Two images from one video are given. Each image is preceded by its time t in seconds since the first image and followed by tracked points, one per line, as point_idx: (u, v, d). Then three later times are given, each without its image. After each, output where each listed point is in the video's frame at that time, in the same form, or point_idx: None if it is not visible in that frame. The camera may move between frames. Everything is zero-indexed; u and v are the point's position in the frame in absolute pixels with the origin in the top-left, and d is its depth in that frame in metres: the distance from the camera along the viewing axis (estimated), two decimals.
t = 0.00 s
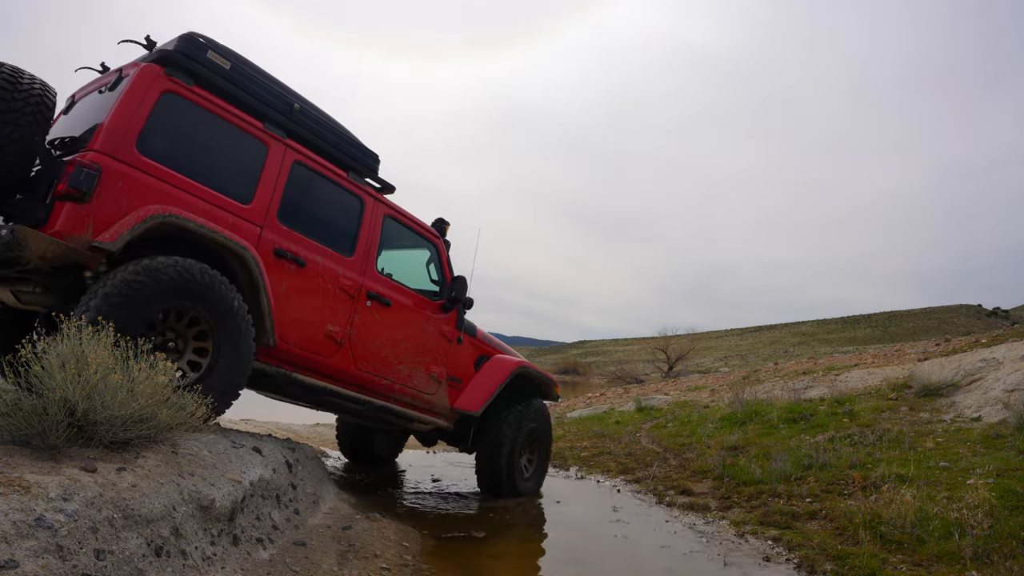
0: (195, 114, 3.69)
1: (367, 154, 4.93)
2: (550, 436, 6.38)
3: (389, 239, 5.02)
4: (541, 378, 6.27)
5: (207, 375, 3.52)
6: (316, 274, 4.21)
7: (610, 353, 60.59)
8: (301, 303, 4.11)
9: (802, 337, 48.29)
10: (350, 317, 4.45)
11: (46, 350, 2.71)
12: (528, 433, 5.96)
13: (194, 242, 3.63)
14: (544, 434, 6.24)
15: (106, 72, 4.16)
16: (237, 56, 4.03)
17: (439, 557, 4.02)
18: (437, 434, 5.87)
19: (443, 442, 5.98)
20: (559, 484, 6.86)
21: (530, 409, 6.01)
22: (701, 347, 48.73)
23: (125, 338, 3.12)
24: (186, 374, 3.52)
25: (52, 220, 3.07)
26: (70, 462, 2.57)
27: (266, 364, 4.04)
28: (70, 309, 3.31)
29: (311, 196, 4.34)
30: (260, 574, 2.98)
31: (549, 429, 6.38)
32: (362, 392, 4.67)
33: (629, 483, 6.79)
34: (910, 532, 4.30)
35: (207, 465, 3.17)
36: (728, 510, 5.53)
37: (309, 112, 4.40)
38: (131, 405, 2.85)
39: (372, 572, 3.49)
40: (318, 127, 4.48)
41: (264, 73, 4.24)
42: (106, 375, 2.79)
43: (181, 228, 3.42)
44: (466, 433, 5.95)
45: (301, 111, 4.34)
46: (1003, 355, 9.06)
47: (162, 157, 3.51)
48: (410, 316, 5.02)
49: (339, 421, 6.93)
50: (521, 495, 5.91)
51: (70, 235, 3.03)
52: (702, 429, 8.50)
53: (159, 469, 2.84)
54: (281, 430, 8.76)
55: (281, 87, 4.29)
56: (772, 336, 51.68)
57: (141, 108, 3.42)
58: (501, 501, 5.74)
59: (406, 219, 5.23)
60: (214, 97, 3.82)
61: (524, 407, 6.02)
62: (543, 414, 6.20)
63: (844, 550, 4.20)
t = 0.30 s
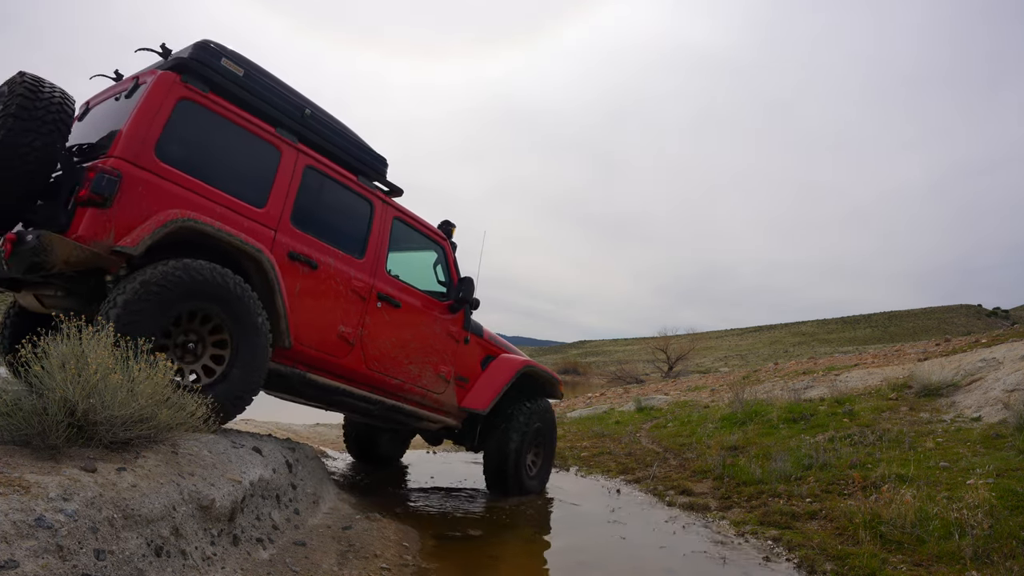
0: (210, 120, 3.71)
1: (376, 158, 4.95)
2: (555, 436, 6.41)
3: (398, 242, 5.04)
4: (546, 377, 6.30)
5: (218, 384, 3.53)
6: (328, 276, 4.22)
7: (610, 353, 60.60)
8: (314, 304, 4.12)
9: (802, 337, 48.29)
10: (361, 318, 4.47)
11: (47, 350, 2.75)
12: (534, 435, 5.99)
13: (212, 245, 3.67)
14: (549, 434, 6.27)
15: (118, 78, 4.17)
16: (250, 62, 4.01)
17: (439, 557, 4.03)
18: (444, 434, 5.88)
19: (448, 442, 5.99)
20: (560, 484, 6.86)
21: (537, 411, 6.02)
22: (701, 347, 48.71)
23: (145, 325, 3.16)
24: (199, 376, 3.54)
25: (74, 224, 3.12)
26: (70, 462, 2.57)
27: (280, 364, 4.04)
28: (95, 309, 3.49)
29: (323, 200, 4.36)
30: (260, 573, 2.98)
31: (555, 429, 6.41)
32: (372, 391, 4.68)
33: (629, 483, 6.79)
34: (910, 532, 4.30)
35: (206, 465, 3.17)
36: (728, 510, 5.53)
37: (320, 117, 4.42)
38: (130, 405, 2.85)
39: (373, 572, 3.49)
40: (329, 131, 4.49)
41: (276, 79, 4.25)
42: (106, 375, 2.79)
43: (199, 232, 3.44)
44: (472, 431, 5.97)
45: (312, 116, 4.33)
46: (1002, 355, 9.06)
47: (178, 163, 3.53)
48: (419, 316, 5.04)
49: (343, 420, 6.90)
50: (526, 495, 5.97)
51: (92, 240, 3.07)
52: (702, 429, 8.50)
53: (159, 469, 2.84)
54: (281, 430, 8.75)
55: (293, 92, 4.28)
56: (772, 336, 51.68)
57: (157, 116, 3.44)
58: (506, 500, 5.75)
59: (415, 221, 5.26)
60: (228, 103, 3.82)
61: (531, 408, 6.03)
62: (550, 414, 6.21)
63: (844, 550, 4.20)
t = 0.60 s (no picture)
0: (221, 124, 3.71)
1: (382, 161, 4.97)
2: (558, 434, 6.44)
3: (404, 244, 5.06)
4: (549, 376, 6.33)
5: (224, 388, 3.54)
6: (337, 276, 4.24)
7: (610, 353, 60.62)
8: (323, 304, 4.13)
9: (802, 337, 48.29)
10: (369, 318, 4.48)
11: (47, 349, 2.76)
12: (538, 433, 6.02)
13: (223, 246, 3.67)
14: (552, 432, 6.31)
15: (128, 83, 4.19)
16: (259, 67, 4.03)
17: (439, 557, 4.03)
18: (449, 433, 5.89)
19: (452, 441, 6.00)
20: (560, 484, 6.86)
21: (540, 409, 6.05)
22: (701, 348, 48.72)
23: (162, 320, 3.19)
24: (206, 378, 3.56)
25: (89, 227, 3.12)
26: (70, 462, 2.58)
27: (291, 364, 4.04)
28: (109, 310, 3.53)
29: (331, 202, 4.37)
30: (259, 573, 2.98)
31: (558, 427, 6.44)
32: (380, 390, 4.68)
33: (629, 483, 6.79)
34: (910, 532, 4.30)
35: (206, 465, 3.16)
36: (729, 510, 5.53)
37: (328, 120, 4.43)
38: (130, 405, 2.85)
39: (372, 572, 3.49)
40: (336, 134, 4.51)
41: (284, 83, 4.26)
42: (106, 375, 2.80)
43: (211, 234, 3.45)
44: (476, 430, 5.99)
45: (319, 120, 4.35)
46: (1002, 355, 9.06)
47: (190, 165, 3.53)
48: (425, 316, 5.06)
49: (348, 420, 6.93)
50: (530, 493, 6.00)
51: (108, 241, 3.08)
52: (702, 429, 8.50)
53: (159, 469, 2.84)
54: (281, 430, 8.75)
55: (301, 96, 4.29)
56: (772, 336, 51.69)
57: (171, 119, 3.44)
58: (513, 497, 5.80)
59: (420, 222, 5.28)
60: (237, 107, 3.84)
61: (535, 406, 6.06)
62: (553, 412, 6.25)
63: (844, 550, 4.19)
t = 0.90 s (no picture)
0: (222, 125, 3.71)
1: (382, 162, 4.97)
2: (558, 434, 6.44)
3: (405, 244, 5.06)
4: (550, 375, 6.33)
5: (226, 390, 3.54)
6: (338, 277, 4.24)
7: (610, 353, 60.63)
8: (325, 305, 4.13)
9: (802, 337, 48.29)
10: (371, 318, 4.48)
11: (47, 349, 2.76)
12: (538, 434, 6.01)
13: (225, 248, 3.68)
14: (552, 432, 6.31)
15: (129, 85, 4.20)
16: (260, 69, 4.02)
17: (438, 557, 4.02)
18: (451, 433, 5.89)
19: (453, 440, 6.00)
20: (560, 484, 6.85)
21: (541, 410, 6.05)
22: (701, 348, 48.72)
23: (167, 319, 3.19)
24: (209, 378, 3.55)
25: (93, 228, 3.13)
26: (70, 462, 2.58)
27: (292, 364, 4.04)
28: (111, 312, 3.53)
29: (332, 203, 4.38)
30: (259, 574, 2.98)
31: (558, 427, 6.43)
32: (382, 390, 4.68)
33: (629, 483, 6.79)
34: (910, 532, 4.30)
35: (206, 465, 3.16)
36: (728, 510, 5.53)
37: (328, 121, 4.43)
38: (130, 405, 2.85)
39: (373, 572, 3.49)
40: (337, 135, 4.50)
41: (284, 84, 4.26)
42: (106, 375, 2.80)
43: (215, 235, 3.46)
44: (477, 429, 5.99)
45: (320, 121, 4.35)
46: (1002, 355, 9.06)
47: (192, 167, 3.52)
48: (426, 316, 5.05)
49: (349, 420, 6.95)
50: (530, 492, 6.00)
51: (111, 243, 3.08)
52: (702, 429, 8.50)
53: (158, 469, 2.84)
54: (281, 430, 8.75)
55: (302, 97, 4.29)
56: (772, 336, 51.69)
57: (172, 121, 3.44)
58: (514, 498, 5.79)
59: (421, 223, 5.28)
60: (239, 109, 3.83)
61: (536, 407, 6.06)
62: (553, 413, 6.25)
63: (844, 550, 4.19)
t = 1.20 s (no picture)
0: (226, 128, 3.72)
1: (385, 163, 4.97)
2: (560, 435, 6.42)
3: (408, 245, 5.07)
4: (552, 375, 6.32)
5: (230, 392, 3.56)
6: (343, 278, 4.24)
7: (610, 353, 60.64)
8: (329, 307, 4.13)
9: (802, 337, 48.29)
10: (375, 319, 4.48)
11: (47, 350, 2.76)
12: (539, 434, 5.99)
13: (231, 250, 3.69)
14: (553, 433, 6.29)
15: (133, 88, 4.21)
16: (265, 72, 4.03)
17: (438, 557, 4.02)
18: (452, 433, 5.90)
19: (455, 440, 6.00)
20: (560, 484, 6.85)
21: (542, 410, 6.04)
22: (701, 348, 48.72)
23: (177, 314, 3.23)
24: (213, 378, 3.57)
25: (100, 231, 3.16)
26: (70, 462, 2.58)
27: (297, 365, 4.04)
28: (117, 314, 3.58)
29: (336, 205, 4.38)
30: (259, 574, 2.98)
31: (560, 428, 6.41)
32: (386, 390, 4.69)
33: (629, 483, 6.79)
34: (910, 532, 4.30)
35: (206, 465, 3.16)
36: (728, 510, 5.53)
37: (332, 123, 4.43)
38: (130, 405, 2.85)
39: (373, 572, 3.50)
40: (340, 137, 4.50)
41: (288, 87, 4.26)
42: (106, 375, 2.80)
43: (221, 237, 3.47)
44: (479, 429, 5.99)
45: (324, 123, 4.35)
46: (1002, 355, 9.06)
47: (197, 170, 3.53)
48: (429, 316, 5.05)
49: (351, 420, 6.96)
50: (531, 492, 5.99)
51: (118, 246, 3.10)
52: (702, 429, 8.50)
53: (158, 469, 2.84)
54: (281, 430, 8.75)
55: (306, 100, 4.29)
56: (771, 336, 51.70)
57: (178, 124, 3.45)
58: (515, 498, 5.79)
59: (424, 224, 5.28)
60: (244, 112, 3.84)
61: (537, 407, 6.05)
62: (554, 413, 6.23)
63: (844, 550, 4.19)
